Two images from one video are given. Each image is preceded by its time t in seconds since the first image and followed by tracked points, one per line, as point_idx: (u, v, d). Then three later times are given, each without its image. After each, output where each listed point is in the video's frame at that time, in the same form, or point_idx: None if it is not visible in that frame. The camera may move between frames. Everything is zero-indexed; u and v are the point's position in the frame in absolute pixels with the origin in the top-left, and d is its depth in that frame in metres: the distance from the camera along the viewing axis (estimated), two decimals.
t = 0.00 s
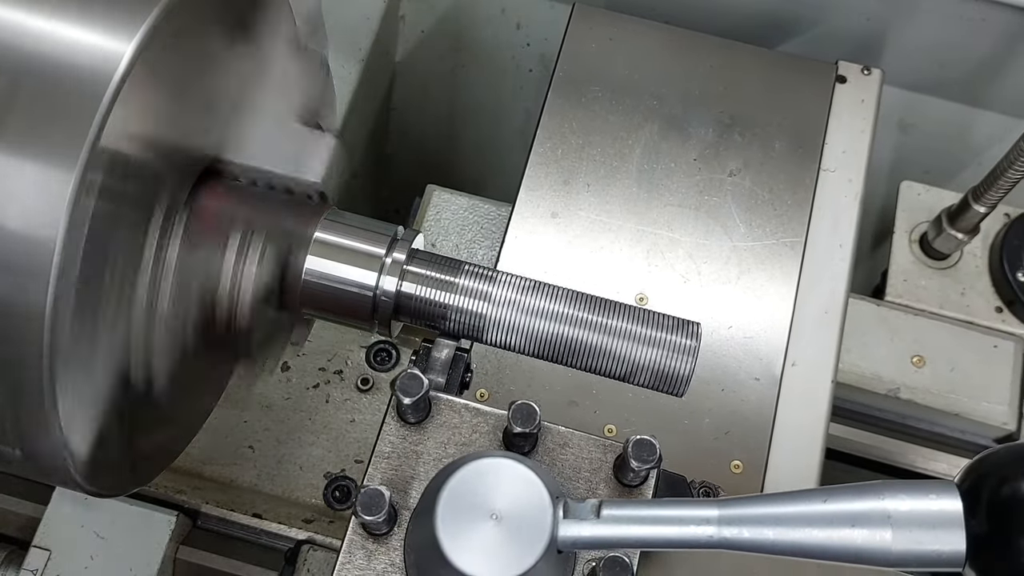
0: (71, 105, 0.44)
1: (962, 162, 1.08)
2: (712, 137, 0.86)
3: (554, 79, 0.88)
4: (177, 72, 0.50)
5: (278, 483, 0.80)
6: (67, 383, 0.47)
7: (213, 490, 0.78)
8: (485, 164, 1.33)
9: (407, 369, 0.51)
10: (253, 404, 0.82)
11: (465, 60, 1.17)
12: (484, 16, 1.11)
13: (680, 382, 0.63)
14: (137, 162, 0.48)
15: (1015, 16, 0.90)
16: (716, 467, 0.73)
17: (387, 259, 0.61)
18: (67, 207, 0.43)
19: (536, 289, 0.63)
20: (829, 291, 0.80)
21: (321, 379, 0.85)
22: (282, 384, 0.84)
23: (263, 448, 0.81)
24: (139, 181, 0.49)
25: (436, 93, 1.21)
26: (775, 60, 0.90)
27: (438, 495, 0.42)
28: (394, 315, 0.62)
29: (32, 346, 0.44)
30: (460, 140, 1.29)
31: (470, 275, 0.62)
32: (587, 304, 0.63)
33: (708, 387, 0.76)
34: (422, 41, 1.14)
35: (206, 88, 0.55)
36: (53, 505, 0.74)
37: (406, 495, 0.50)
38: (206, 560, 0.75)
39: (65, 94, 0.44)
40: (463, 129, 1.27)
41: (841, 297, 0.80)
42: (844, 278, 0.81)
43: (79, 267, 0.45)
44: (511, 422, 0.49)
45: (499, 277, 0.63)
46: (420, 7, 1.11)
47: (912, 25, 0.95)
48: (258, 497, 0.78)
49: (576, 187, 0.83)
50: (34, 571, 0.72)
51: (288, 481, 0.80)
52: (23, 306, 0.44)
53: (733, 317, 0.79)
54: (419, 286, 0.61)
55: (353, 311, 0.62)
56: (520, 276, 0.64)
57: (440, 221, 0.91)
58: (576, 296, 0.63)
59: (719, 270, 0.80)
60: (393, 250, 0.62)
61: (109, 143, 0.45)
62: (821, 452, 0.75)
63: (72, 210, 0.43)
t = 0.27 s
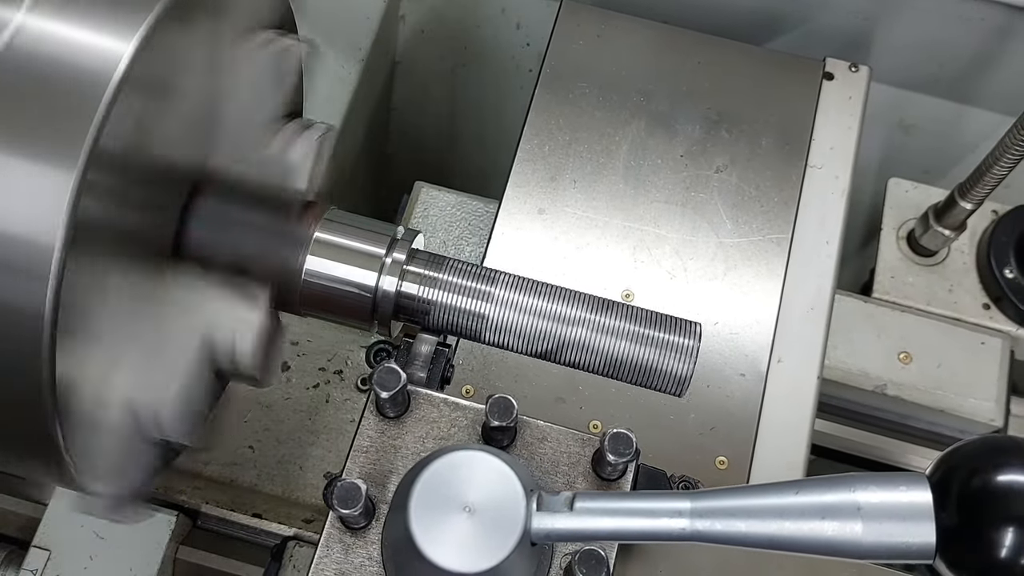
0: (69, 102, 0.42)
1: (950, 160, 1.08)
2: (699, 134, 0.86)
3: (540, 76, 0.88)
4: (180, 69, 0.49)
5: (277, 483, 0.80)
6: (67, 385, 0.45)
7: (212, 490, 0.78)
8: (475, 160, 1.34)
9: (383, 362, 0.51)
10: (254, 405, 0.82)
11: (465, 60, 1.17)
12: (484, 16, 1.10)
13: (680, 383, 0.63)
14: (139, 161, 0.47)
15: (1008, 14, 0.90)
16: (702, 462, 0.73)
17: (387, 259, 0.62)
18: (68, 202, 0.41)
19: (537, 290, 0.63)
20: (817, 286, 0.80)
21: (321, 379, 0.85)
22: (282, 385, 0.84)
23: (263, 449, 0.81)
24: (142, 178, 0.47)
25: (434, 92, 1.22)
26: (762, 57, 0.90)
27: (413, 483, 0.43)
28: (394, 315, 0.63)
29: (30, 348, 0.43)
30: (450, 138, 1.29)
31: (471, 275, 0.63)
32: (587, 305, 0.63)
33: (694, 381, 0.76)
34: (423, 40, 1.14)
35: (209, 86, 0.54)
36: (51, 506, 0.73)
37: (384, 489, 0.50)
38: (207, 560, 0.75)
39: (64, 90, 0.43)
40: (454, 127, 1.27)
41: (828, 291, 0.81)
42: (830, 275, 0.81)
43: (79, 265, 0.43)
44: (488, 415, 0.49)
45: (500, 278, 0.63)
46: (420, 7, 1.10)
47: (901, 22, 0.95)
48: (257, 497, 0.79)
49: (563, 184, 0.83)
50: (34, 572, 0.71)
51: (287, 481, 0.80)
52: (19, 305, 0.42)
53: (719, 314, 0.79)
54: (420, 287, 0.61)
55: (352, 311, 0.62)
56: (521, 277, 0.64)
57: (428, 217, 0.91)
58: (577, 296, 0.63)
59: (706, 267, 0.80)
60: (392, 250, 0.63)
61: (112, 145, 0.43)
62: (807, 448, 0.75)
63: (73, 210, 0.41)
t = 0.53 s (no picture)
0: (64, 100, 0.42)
1: (946, 158, 1.08)
2: (692, 132, 0.86)
3: (533, 74, 0.88)
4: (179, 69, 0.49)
5: (277, 482, 0.80)
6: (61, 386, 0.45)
7: (212, 490, 0.79)
8: (470, 158, 1.34)
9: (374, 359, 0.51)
10: (255, 406, 0.83)
11: (465, 60, 1.17)
12: (483, 16, 1.10)
13: (678, 382, 0.63)
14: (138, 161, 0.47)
15: (1005, 13, 0.90)
16: (694, 461, 0.73)
17: (387, 259, 0.61)
18: (68, 203, 0.41)
19: (536, 290, 0.63)
20: (811, 282, 0.81)
21: (321, 379, 0.85)
22: (282, 385, 0.84)
23: (263, 448, 0.81)
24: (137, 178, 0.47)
25: (430, 92, 1.22)
26: (756, 55, 0.90)
27: (399, 479, 0.43)
28: (395, 316, 0.62)
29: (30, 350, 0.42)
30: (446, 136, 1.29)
31: (469, 274, 0.63)
32: (586, 304, 0.63)
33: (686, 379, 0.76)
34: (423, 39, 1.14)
35: (210, 87, 0.53)
36: (51, 506, 0.73)
37: (374, 485, 0.50)
38: (206, 560, 0.76)
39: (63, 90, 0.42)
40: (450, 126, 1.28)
41: (822, 286, 0.81)
42: (823, 272, 0.81)
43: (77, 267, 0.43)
44: (477, 412, 0.49)
45: (500, 277, 0.63)
46: (419, 7, 1.10)
47: (895, 19, 0.95)
48: (256, 497, 0.79)
49: (557, 182, 0.83)
50: (34, 572, 0.72)
51: (287, 480, 0.80)
52: (19, 307, 0.42)
53: (712, 311, 0.79)
54: (420, 287, 0.61)
55: (353, 311, 0.62)
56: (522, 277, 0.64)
57: (422, 215, 0.91)
58: (576, 296, 0.64)
59: (699, 265, 0.80)
60: (393, 250, 0.62)
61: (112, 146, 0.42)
62: (799, 447, 0.75)
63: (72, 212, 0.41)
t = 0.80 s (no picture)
0: (65, 104, 0.42)
1: (946, 158, 1.08)
2: (692, 132, 0.86)
3: (533, 74, 0.88)
4: (178, 73, 0.49)
5: (278, 481, 0.81)
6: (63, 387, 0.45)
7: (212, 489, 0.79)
8: (470, 157, 1.34)
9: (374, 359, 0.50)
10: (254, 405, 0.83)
11: (465, 60, 1.17)
12: (483, 16, 1.10)
13: (679, 382, 0.63)
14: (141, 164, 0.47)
15: (1005, 13, 0.90)
16: (694, 461, 0.73)
17: (387, 259, 0.61)
18: (69, 206, 0.42)
19: (536, 290, 0.63)
20: (810, 281, 0.81)
21: (321, 379, 0.85)
22: (282, 384, 0.84)
23: (263, 448, 0.82)
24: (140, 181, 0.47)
25: (431, 92, 1.22)
26: (756, 54, 0.90)
27: (399, 479, 0.43)
28: (394, 317, 0.62)
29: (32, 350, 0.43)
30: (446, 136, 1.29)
31: (470, 274, 0.63)
32: (586, 305, 0.63)
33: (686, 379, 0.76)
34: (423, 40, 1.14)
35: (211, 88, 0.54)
36: (52, 506, 0.74)
37: (373, 485, 0.50)
38: (206, 559, 0.76)
39: (63, 93, 0.43)
40: (450, 126, 1.28)
41: (822, 285, 0.81)
42: (821, 272, 0.81)
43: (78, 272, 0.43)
44: (477, 412, 0.49)
45: (500, 277, 0.63)
46: (419, 7, 1.10)
47: (895, 19, 0.95)
48: (257, 496, 0.79)
49: (557, 182, 0.83)
50: (34, 571, 0.72)
51: (287, 480, 0.81)
52: (21, 309, 0.42)
53: (712, 311, 0.79)
54: (420, 288, 0.61)
55: (351, 312, 0.61)
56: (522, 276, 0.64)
57: (422, 215, 0.91)
58: (576, 296, 0.63)
59: (699, 265, 0.80)
60: (392, 250, 0.62)
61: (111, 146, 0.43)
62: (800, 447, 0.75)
63: (72, 212, 0.42)
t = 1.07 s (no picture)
0: (66, 104, 0.43)
1: (946, 158, 1.08)
2: (692, 132, 0.86)
3: (533, 75, 0.89)
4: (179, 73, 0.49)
5: (278, 482, 0.80)
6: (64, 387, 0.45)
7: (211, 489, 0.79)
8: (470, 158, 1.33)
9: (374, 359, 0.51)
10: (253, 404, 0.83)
11: (465, 60, 1.17)
12: (483, 16, 1.11)
13: (679, 383, 0.63)
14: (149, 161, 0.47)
15: (1005, 13, 0.90)
16: (693, 461, 0.73)
17: (387, 259, 0.62)
18: (69, 206, 0.42)
19: (537, 290, 0.63)
20: (810, 281, 0.81)
21: (321, 379, 0.85)
22: (282, 384, 0.84)
23: (264, 449, 0.81)
24: (142, 181, 0.47)
25: (432, 93, 1.22)
26: (757, 55, 0.90)
27: (399, 480, 0.43)
28: (394, 316, 0.63)
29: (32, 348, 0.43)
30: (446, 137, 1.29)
31: (471, 274, 0.63)
32: (586, 305, 0.63)
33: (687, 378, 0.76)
34: (424, 40, 1.14)
35: (211, 88, 0.54)
36: (52, 506, 0.75)
37: (373, 485, 0.51)
38: (206, 559, 0.76)
39: (64, 93, 0.43)
40: (450, 126, 1.27)
41: (821, 284, 0.81)
42: (821, 272, 0.81)
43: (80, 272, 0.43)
44: (477, 411, 0.49)
45: (501, 277, 0.63)
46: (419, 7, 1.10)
47: (894, 19, 0.95)
48: (258, 497, 0.79)
49: (557, 182, 0.83)
50: (34, 571, 0.72)
51: (288, 480, 0.80)
52: (21, 307, 0.43)
53: (712, 311, 0.78)
54: (420, 288, 0.61)
55: (352, 311, 0.62)
56: (522, 277, 0.64)
57: (422, 215, 0.91)
58: (577, 297, 0.63)
59: (699, 265, 0.80)
60: (393, 250, 0.63)
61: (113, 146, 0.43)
62: (799, 447, 0.75)
63: (73, 211, 0.42)
